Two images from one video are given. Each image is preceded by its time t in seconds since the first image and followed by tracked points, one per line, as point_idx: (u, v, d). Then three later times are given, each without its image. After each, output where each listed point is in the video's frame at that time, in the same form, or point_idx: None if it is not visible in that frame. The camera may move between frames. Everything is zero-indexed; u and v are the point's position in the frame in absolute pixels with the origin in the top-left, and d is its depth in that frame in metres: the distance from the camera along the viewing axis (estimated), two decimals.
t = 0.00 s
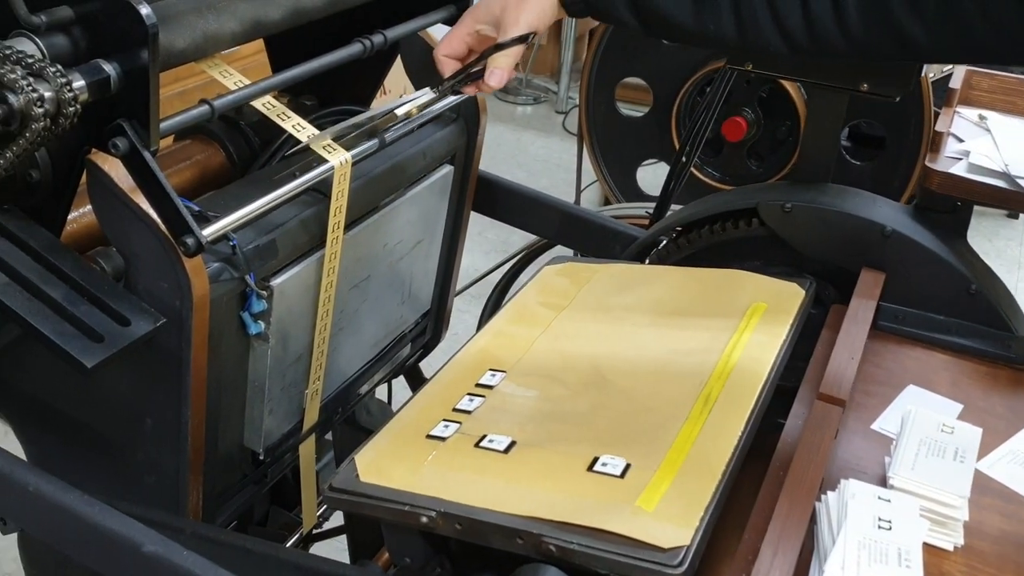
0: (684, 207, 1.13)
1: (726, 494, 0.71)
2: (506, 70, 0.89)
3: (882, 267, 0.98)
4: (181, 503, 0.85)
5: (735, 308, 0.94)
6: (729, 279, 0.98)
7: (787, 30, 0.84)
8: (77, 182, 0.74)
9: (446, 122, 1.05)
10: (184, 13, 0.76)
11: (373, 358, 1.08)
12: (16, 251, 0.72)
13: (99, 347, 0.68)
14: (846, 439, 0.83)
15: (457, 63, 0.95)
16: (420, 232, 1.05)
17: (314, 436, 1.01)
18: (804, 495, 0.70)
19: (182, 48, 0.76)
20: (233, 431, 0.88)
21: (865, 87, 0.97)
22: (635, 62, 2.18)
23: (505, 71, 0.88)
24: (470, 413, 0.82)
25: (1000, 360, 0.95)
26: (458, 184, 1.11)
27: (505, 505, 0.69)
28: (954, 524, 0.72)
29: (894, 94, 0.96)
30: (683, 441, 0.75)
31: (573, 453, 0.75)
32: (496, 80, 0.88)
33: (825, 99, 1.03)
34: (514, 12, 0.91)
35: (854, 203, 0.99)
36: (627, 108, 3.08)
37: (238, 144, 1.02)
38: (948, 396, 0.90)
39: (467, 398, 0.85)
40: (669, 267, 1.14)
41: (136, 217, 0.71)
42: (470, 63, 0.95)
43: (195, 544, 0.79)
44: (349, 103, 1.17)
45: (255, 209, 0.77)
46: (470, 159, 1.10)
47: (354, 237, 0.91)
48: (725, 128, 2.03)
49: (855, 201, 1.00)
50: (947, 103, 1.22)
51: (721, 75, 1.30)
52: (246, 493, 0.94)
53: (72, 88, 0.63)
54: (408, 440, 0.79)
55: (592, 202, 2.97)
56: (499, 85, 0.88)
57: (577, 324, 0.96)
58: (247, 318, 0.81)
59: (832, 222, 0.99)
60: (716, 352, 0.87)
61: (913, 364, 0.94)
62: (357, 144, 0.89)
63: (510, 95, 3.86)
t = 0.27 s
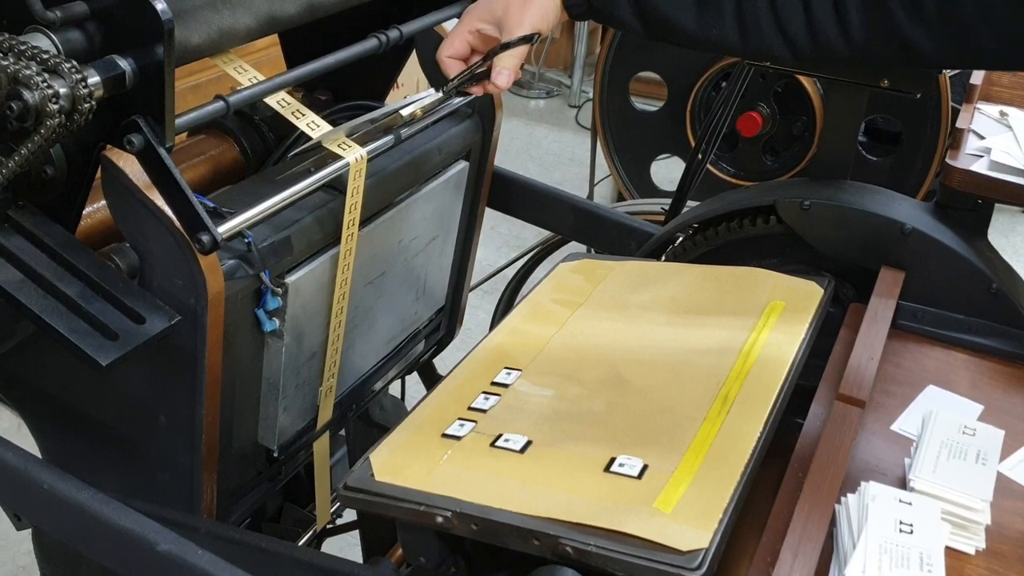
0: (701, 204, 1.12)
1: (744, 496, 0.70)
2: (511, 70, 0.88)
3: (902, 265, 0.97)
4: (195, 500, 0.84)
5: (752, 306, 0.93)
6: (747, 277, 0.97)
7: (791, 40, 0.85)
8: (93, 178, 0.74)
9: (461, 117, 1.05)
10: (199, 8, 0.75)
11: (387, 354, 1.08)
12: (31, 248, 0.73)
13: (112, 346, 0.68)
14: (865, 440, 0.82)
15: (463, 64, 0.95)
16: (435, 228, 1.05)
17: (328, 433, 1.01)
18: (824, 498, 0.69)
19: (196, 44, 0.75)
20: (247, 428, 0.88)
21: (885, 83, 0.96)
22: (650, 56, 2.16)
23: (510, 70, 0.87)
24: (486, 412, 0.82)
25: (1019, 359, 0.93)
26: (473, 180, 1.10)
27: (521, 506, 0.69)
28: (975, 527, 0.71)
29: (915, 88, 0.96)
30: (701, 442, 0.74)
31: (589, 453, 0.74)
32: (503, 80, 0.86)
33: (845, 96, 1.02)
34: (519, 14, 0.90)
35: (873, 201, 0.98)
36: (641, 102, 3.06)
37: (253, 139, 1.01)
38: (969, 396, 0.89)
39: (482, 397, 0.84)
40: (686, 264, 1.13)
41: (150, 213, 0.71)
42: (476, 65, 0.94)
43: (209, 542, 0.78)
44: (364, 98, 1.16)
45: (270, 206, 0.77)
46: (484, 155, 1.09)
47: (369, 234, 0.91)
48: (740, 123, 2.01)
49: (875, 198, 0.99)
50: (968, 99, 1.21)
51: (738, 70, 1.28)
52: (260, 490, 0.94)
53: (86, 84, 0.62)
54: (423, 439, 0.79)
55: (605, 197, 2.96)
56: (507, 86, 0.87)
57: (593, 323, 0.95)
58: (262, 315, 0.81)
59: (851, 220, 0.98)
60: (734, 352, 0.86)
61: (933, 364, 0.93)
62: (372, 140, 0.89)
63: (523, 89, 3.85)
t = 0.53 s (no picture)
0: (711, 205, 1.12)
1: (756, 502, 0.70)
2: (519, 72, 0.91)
3: (914, 268, 0.96)
4: (202, 502, 0.84)
5: (763, 309, 0.92)
6: (757, 279, 0.96)
7: (802, 41, 0.83)
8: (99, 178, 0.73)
9: (470, 117, 1.04)
10: (207, 7, 0.74)
11: (394, 355, 1.07)
12: (38, 249, 0.72)
13: (120, 348, 0.68)
14: (877, 445, 0.81)
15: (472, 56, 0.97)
16: (443, 229, 1.04)
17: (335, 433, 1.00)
18: (836, 504, 0.69)
19: (204, 43, 0.74)
20: (254, 430, 0.88)
21: (898, 84, 0.96)
22: (657, 54, 2.15)
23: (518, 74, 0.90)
24: (495, 415, 0.81)
25: None
26: (482, 180, 1.09)
27: (530, 511, 0.68)
28: (990, 534, 0.70)
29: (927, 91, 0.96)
30: (713, 447, 0.73)
31: (599, 458, 0.74)
32: (512, 83, 0.89)
33: (857, 97, 1.01)
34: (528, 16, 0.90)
35: (885, 203, 0.97)
36: (648, 100, 3.05)
37: (260, 138, 1.01)
38: (981, 400, 0.88)
39: (491, 400, 0.83)
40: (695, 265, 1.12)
41: (157, 214, 0.70)
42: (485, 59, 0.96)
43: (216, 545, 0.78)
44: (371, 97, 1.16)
45: (278, 207, 0.76)
46: (493, 155, 1.08)
47: (376, 235, 0.90)
48: (748, 122, 2.00)
49: (886, 200, 0.98)
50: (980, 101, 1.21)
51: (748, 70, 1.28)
52: (267, 491, 0.94)
53: (94, 84, 0.61)
54: (432, 442, 0.78)
55: (611, 196, 2.95)
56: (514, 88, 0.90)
57: (603, 325, 0.94)
58: (269, 317, 0.80)
59: (863, 222, 0.97)
60: (745, 355, 0.85)
61: (945, 368, 0.92)
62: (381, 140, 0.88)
63: (529, 86, 3.83)
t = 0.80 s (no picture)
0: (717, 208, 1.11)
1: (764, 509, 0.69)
2: (524, 77, 0.88)
3: (922, 272, 0.96)
4: (205, 507, 0.83)
5: (770, 314, 0.91)
6: (764, 284, 0.95)
7: (812, 43, 0.82)
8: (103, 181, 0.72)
9: (475, 120, 1.03)
10: (212, 9, 0.74)
11: (398, 358, 1.07)
12: (42, 253, 0.72)
13: (123, 353, 0.67)
14: (885, 452, 0.80)
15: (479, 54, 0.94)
16: (448, 232, 1.03)
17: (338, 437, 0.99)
18: (845, 512, 0.68)
19: (209, 45, 0.74)
20: (258, 434, 0.87)
21: (907, 88, 0.96)
22: (662, 55, 2.14)
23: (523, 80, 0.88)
24: (500, 420, 0.81)
25: None
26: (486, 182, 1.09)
27: (536, 518, 0.68)
28: (1000, 543, 0.69)
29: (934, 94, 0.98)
30: (720, 454, 0.72)
31: (606, 464, 0.73)
32: (516, 91, 0.87)
33: (865, 100, 1.00)
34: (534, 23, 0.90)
35: (893, 206, 0.97)
36: (653, 101, 3.04)
37: (264, 140, 1.00)
38: (990, 406, 0.87)
39: (496, 404, 0.83)
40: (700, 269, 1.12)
41: (161, 218, 0.70)
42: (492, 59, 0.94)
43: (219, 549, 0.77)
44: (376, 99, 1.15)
45: (283, 211, 0.76)
46: (498, 158, 1.08)
47: (381, 239, 0.89)
48: (753, 124, 1.99)
49: (894, 204, 0.97)
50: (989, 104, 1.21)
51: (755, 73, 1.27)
52: (271, 495, 0.93)
53: (99, 88, 0.61)
54: (437, 448, 0.78)
55: (615, 197, 2.94)
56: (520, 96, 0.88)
57: (608, 329, 0.93)
58: (273, 321, 0.80)
59: (871, 226, 0.96)
60: (752, 361, 0.84)
61: (953, 373, 0.91)
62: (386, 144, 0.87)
63: (533, 86, 3.83)
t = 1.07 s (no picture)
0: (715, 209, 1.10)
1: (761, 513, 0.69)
2: (523, 78, 0.88)
3: (921, 274, 0.95)
4: (200, 510, 0.83)
5: (768, 316, 0.91)
6: (763, 286, 0.95)
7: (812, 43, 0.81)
8: (98, 184, 0.72)
9: (473, 121, 1.03)
10: (208, 10, 0.73)
11: (396, 360, 1.06)
12: (36, 256, 0.71)
13: (118, 357, 0.67)
14: (884, 455, 0.80)
15: (482, 50, 0.94)
16: (445, 233, 1.03)
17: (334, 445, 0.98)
18: (843, 516, 0.68)
19: (205, 46, 0.73)
20: (254, 437, 0.87)
21: (906, 88, 0.95)
22: (660, 55, 2.14)
23: (522, 82, 0.87)
24: (497, 423, 0.80)
25: None
26: (484, 183, 1.08)
27: (533, 522, 0.67)
28: (1000, 547, 0.69)
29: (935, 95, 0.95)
30: (717, 458, 0.72)
31: (603, 468, 0.73)
32: (515, 93, 0.87)
33: (863, 101, 1.00)
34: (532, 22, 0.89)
35: (891, 208, 0.96)
36: (651, 101, 3.04)
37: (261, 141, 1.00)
38: (989, 409, 0.87)
39: (493, 407, 0.83)
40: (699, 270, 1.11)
41: (156, 220, 0.69)
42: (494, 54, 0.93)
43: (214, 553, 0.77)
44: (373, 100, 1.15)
45: (279, 213, 0.75)
46: (496, 159, 1.07)
47: (378, 240, 0.89)
48: (752, 124, 1.99)
49: (893, 206, 0.97)
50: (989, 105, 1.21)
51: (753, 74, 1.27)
52: (266, 498, 0.93)
53: (93, 90, 0.61)
54: (433, 451, 0.77)
55: (613, 197, 2.94)
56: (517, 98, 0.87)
57: (606, 331, 0.93)
58: (269, 323, 0.79)
59: (869, 228, 0.96)
60: (750, 363, 0.84)
61: (952, 375, 0.91)
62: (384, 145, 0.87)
63: (531, 86, 3.82)
